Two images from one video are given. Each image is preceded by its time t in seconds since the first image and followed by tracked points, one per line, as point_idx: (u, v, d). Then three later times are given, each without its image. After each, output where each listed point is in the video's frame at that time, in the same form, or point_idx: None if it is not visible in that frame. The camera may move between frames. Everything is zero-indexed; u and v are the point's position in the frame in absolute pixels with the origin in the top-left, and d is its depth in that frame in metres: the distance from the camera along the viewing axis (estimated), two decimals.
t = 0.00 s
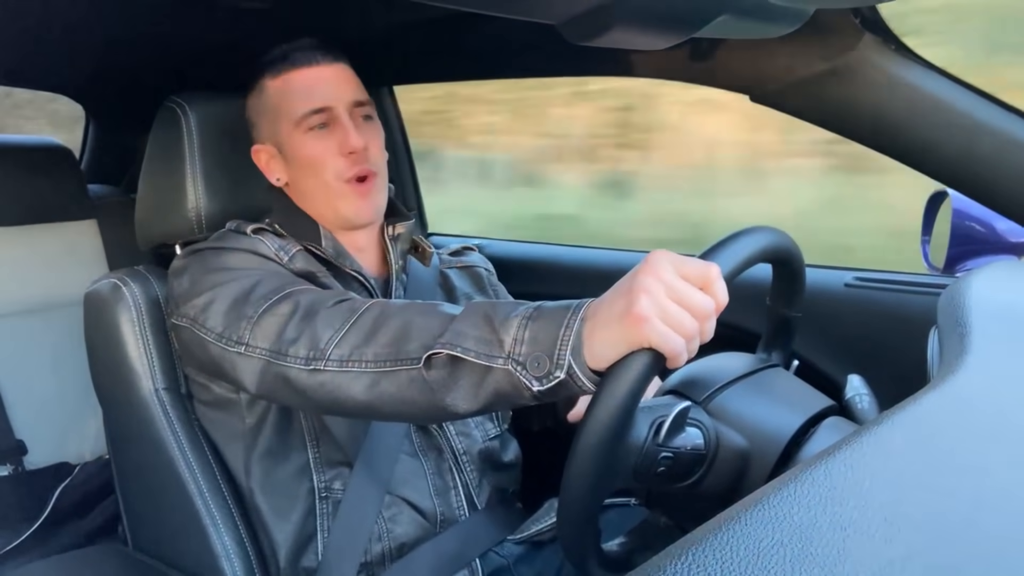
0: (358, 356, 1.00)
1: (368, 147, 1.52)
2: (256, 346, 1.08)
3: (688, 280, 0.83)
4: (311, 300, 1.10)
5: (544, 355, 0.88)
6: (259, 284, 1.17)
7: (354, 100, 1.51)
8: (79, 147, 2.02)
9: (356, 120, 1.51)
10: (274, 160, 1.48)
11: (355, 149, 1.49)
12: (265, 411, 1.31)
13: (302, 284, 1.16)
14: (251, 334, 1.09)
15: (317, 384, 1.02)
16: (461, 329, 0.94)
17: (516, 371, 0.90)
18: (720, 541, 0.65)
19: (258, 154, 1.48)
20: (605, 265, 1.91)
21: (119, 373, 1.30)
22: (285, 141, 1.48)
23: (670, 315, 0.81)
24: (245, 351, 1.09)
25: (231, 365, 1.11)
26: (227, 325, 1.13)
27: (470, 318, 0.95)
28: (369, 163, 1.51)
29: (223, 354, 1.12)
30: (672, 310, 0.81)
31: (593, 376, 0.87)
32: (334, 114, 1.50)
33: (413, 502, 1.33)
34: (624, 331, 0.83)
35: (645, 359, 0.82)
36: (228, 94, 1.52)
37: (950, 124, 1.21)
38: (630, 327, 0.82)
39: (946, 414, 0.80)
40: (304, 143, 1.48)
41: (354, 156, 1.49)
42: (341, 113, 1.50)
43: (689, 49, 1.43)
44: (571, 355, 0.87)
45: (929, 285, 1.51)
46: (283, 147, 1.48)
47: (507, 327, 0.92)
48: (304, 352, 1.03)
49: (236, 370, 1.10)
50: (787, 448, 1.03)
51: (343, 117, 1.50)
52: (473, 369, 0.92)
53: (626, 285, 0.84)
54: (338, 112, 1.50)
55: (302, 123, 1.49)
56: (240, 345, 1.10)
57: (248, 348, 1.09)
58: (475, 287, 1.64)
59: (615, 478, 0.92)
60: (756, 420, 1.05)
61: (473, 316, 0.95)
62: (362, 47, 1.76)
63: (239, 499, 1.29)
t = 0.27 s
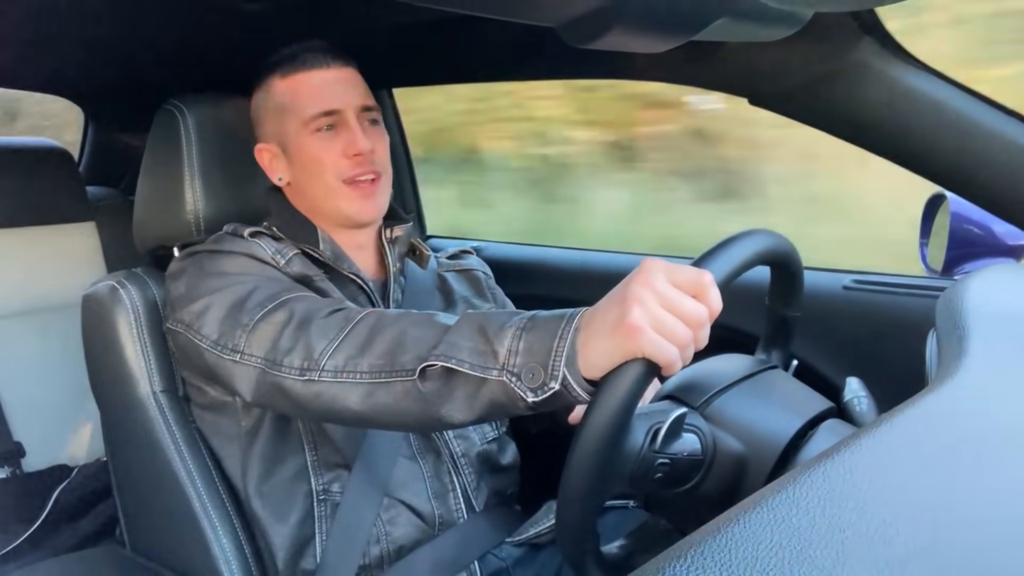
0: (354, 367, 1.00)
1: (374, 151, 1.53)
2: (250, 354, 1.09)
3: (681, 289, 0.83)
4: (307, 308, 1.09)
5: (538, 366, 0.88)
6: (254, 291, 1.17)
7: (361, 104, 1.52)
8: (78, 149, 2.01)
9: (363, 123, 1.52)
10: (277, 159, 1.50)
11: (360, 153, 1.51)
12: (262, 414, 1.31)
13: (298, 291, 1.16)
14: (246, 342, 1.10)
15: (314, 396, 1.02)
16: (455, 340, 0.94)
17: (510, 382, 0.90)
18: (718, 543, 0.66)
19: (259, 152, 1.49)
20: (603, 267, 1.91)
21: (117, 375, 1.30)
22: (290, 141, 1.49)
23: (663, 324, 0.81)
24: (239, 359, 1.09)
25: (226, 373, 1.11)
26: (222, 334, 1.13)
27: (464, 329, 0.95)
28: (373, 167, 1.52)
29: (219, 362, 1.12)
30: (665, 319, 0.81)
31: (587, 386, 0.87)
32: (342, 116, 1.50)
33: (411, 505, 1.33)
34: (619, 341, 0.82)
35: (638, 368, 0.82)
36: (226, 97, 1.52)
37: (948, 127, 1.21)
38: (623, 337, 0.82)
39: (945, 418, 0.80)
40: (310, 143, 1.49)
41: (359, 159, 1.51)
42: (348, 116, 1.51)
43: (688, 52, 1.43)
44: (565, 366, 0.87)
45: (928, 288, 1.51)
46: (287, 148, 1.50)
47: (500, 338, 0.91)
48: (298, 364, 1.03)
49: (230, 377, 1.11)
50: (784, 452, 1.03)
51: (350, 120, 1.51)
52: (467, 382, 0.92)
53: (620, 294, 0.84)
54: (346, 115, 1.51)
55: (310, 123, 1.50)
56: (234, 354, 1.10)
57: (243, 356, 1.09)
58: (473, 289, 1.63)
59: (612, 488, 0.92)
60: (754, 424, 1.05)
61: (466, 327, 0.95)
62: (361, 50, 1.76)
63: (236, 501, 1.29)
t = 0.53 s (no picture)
0: (353, 373, 1.00)
1: (396, 150, 1.55)
2: (252, 359, 1.09)
3: (680, 287, 0.83)
4: (307, 314, 1.09)
5: (538, 368, 0.89)
6: (259, 293, 1.17)
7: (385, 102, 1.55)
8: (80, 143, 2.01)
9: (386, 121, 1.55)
10: (297, 151, 1.51)
11: (383, 150, 1.53)
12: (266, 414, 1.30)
13: (300, 293, 1.15)
14: (247, 347, 1.10)
15: (314, 403, 1.02)
16: (455, 346, 0.94)
17: (511, 386, 0.90)
18: (718, 539, 0.66)
19: (279, 142, 1.51)
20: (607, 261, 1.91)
21: (122, 369, 1.31)
22: (313, 134, 1.51)
23: (662, 322, 0.81)
24: (241, 364, 1.10)
25: (227, 375, 1.12)
26: (227, 336, 1.13)
27: (463, 333, 0.95)
28: (395, 164, 1.54)
29: (221, 364, 1.13)
30: (664, 316, 0.81)
31: (588, 386, 0.87)
32: (367, 112, 1.53)
33: (418, 501, 1.33)
34: (619, 340, 0.82)
35: (637, 367, 0.82)
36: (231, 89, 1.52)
37: (955, 122, 1.21)
38: (624, 335, 0.82)
39: (950, 415, 0.80)
40: (334, 136, 1.51)
41: (381, 155, 1.53)
42: (372, 113, 1.54)
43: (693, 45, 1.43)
44: (565, 369, 0.87)
45: (933, 284, 1.50)
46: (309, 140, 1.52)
47: (500, 342, 0.92)
48: (298, 372, 1.03)
49: (232, 380, 1.11)
50: (784, 449, 1.03)
51: (373, 117, 1.53)
52: (468, 386, 0.92)
53: (619, 293, 0.84)
54: (369, 112, 1.53)
55: (334, 116, 1.52)
56: (236, 358, 1.10)
57: (244, 361, 1.09)
58: (480, 284, 1.64)
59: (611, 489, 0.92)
60: (756, 421, 1.05)
61: (465, 331, 0.95)
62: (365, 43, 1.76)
63: (241, 495, 1.29)
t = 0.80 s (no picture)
0: (351, 364, 1.00)
1: (390, 145, 1.54)
2: (247, 350, 1.09)
3: (685, 283, 0.83)
4: (304, 305, 1.09)
5: (539, 361, 0.88)
6: (254, 286, 1.17)
7: (378, 97, 1.54)
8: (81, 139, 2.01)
9: (381, 117, 1.54)
10: (292, 147, 1.50)
11: (378, 145, 1.51)
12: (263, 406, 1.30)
13: (295, 287, 1.16)
14: (243, 338, 1.10)
15: (312, 395, 1.02)
16: (455, 336, 0.94)
17: (511, 377, 0.90)
18: (716, 538, 0.66)
19: (273, 138, 1.49)
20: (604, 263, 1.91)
21: (118, 365, 1.31)
22: (307, 129, 1.50)
23: (666, 316, 0.81)
24: (235, 356, 1.10)
25: (224, 368, 1.11)
26: (221, 329, 1.13)
27: (463, 325, 0.95)
28: (389, 159, 1.53)
29: (214, 356, 1.13)
30: (669, 311, 0.81)
31: (589, 378, 0.86)
32: (360, 108, 1.52)
33: (413, 499, 1.33)
34: (623, 334, 0.82)
35: (641, 361, 0.82)
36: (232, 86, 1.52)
37: (955, 128, 1.21)
38: (627, 329, 0.82)
39: (946, 417, 0.80)
40: (327, 132, 1.50)
41: (376, 151, 1.51)
42: (366, 108, 1.52)
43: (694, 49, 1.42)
44: (567, 361, 0.87)
45: (929, 287, 1.50)
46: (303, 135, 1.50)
47: (500, 333, 0.92)
48: (294, 362, 1.03)
49: (227, 372, 1.11)
50: (783, 450, 1.03)
51: (368, 112, 1.52)
52: (468, 378, 0.92)
53: (623, 287, 0.84)
54: (364, 107, 1.52)
55: (328, 113, 1.51)
56: (231, 350, 1.10)
57: (238, 353, 1.09)
58: (478, 283, 1.64)
59: (611, 480, 0.92)
60: (755, 422, 1.05)
61: (466, 323, 0.95)
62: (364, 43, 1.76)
63: (236, 493, 1.29)
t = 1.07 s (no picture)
0: (350, 383, 1.00)
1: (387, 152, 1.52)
2: (250, 365, 1.08)
3: (678, 293, 0.83)
4: (304, 321, 1.09)
5: (534, 377, 0.89)
6: (257, 298, 1.17)
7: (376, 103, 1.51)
8: (80, 146, 2.02)
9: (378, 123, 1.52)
10: (291, 153, 1.49)
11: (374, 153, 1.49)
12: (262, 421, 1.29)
13: (297, 298, 1.16)
14: (245, 353, 1.10)
15: (311, 411, 1.02)
16: (452, 354, 0.94)
17: (508, 394, 0.90)
18: (717, 544, 0.66)
19: (273, 144, 1.49)
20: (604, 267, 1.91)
21: (119, 372, 1.31)
22: (304, 135, 1.48)
23: (657, 327, 0.80)
24: (239, 371, 1.09)
25: (229, 383, 1.11)
26: (223, 342, 1.13)
27: (460, 341, 0.95)
28: (385, 166, 1.51)
29: (219, 371, 1.13)
30: (661, 323, 0.80)
31: (584, 392, 0.87)
32: (357, 115, 1.49)
33: (414, 505, 1.33)
34: (615, 347, 0.82)
35: (634, 374, 0.82)
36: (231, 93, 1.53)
37: (955, 129, 1.21)
38: (619, 343, 0.82)
39: (947, 421, 0.80)
40: (323, 141, 1.48)
41: (372, 159, 1.50)
42: (364, 115, 1.50)
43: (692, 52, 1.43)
44: (563, 376, 0.87)
45: (929, 290, 1.51)
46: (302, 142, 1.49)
47: (496, 349, 0.92)
48: (295, 380, 1.03)
49: (232, 389, 1.11)
50: (783, 454, 1.03)
51: (365, 118, 1.50)
52: (466, 396, 0.93)
53: (615, 300, 0.84)
54: (361, 114, 1.50)
55: (326, 119, 1.48)
56: (234, 365, 1.10)
57: (242, 368, 1.09)
58: (477, 289, 1.64)
59: (612, 488, 0.92)
60: (754, 427, 1.05)
61: (462, 339, 0.95)
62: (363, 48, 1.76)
63: (237, 499, 1.29)
